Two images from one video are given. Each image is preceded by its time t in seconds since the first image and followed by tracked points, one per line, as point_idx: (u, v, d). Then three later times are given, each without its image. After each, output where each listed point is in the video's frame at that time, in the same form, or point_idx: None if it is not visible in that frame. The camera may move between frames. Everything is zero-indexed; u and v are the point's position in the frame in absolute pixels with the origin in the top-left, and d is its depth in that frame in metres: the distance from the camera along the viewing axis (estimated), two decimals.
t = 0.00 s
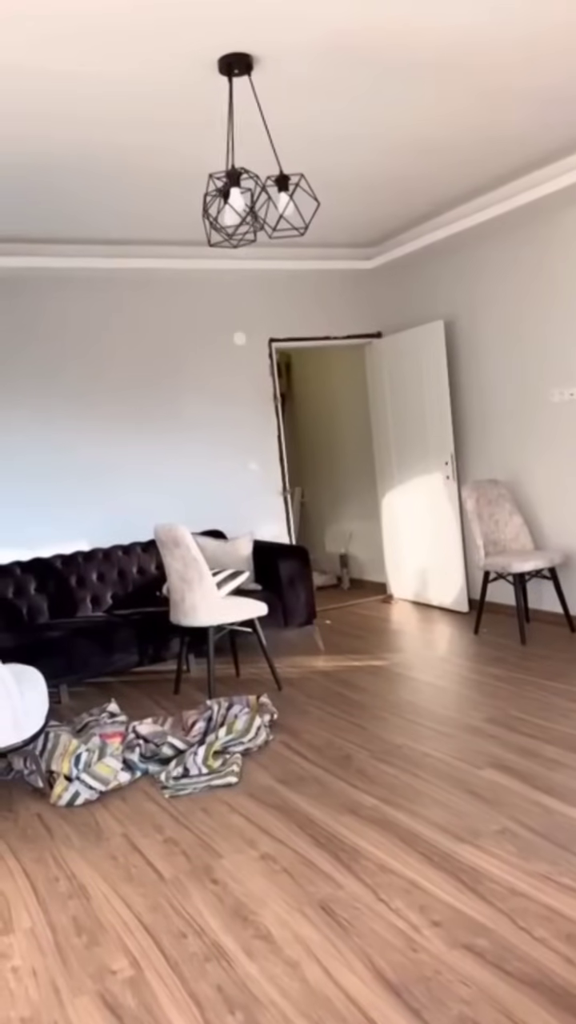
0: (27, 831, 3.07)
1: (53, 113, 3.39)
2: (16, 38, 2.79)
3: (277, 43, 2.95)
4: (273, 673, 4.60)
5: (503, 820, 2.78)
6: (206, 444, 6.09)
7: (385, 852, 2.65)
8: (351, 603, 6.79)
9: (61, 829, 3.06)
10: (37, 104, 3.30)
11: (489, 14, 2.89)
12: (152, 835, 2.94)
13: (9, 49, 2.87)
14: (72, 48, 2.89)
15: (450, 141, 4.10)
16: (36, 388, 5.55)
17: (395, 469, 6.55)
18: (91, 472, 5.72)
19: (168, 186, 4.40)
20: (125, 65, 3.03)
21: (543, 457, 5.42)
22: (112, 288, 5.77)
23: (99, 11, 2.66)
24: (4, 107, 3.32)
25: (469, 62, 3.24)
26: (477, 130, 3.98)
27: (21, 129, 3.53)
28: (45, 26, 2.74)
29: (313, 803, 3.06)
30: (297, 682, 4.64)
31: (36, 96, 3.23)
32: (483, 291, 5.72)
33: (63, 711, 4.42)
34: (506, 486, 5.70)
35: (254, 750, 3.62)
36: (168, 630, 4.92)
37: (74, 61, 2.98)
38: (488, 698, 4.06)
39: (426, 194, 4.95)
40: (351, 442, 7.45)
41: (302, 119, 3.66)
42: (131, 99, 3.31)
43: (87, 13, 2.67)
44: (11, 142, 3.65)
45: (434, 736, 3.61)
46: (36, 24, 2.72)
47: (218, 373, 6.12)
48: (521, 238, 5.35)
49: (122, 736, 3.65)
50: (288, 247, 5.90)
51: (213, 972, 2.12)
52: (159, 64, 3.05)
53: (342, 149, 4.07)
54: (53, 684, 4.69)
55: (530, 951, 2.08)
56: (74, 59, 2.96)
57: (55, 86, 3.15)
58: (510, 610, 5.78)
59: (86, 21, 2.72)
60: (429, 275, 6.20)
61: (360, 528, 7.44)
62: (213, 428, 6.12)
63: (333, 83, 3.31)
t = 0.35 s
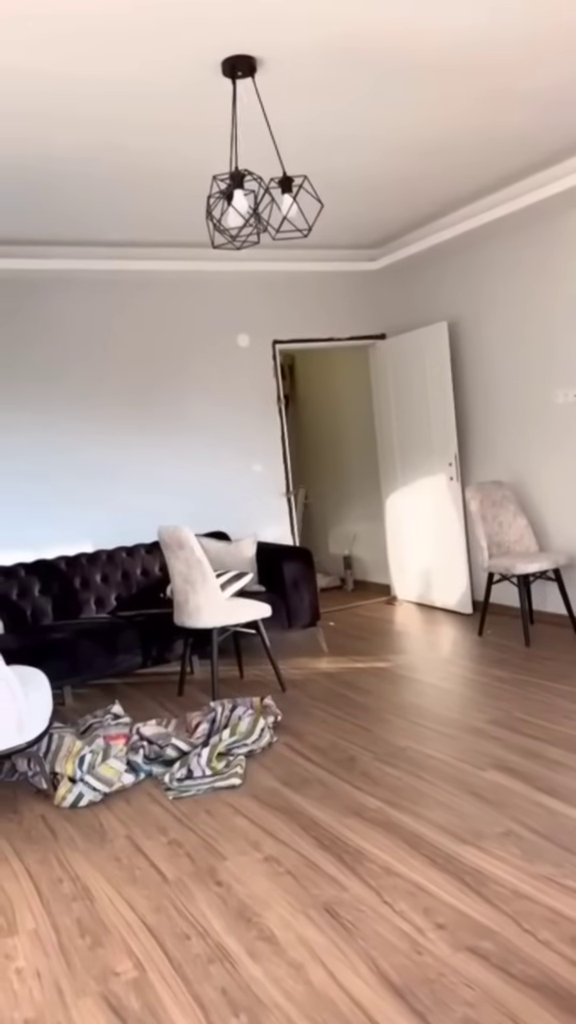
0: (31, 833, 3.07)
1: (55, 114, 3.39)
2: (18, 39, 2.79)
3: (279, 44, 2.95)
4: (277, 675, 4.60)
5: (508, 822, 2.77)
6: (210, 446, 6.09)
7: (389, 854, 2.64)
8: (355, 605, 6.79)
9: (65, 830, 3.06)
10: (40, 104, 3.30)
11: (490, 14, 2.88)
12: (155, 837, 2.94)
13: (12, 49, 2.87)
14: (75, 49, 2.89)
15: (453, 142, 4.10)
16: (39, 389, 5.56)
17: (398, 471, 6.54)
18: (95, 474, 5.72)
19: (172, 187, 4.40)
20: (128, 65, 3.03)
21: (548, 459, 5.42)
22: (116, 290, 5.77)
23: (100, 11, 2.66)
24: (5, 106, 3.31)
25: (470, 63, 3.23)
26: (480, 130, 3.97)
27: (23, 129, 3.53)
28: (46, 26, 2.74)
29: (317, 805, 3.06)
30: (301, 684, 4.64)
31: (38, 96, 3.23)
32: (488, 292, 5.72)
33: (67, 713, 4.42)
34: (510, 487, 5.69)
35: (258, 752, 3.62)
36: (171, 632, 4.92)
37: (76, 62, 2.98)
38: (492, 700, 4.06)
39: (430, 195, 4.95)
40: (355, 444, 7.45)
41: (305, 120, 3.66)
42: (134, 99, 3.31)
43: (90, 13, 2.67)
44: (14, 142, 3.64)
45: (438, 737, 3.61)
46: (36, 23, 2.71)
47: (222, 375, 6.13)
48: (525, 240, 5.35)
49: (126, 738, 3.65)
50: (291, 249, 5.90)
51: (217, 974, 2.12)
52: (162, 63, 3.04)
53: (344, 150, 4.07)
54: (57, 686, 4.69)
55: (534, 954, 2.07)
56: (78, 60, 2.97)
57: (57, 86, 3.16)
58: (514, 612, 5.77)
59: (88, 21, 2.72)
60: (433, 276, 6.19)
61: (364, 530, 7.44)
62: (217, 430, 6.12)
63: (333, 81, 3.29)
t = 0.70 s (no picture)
0: (35, 835, 3.07)
1: (58, 115, 3.39)
2: (23, 41, 2.80)
3: (282, 46, 2.97)
4: (281, 676, 4.60)
5: (512, 823, 2.77)
6: (214, 447, 6.10)
7: (394, 856, 2.64)
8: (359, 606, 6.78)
9: (70, 832, 3.06)
10: (42, 106, 3.31)
11: (490, 13, 2.87)
12: (160, 839, 2.93)
13: (15, 51, 2.88)
14: (79, 51, 2.90)
15: (456, 142, 4.10)
16: (43, 391, 5.56)
17: (402, 472, 6.54)
18: (99, 476, 5.73)
19: (176, 189, 4.41)
20: (130, 66, 3.04)
21: (552, 460, 5.41)
22: (120, 292, 5.78)
23: (102, 12, 2.66)
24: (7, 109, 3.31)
25: (472, 63, 3.23)
26: (483, 131, 3.97)
27: (26, 131, 3.54)
28: (46, 26, 2.74)
29: (321, 807, 3.05)
30: (305, 685, 4.64)
31: (41, 98, 3.24)
32: (494, 293, 5.71)
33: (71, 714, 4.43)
34: (515, 489, 5.69)
35: (262, 753, 3.62)
36: (175, 633, 4.92)
37: (81, 64, 2.99)
38: (496, 701, 4.05)
39: (434, 196, 4.95)
40: (359, 445, 7.44)
41: (308, 121, 3.66)
42: (137, 100, 3.32)
43: (92, 14, 2.68)
44: (17, 144, 3.65)
45: (442, 739, 3.61)
46: (35, 23, 2.71)
47: (226, 376, 6.13)
48: (531, 240, 5.33)
49: (130, 739, 3.65)
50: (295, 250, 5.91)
51: (221, 976, 2.11)
52: (163, 64, 3.04)
53: (348, 150, 4.07)
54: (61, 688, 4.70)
55: (539, 956, 2.07)
56: (81, 62, 2.98)
57: (60, 88, 3.16)
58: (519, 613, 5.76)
59: (90, 21, 2.73)
60: (438, 277, 6.19)
61: (368, 531, 7.43)
62: (221, 431, 6.12)
63: (336, 82, 3.29)
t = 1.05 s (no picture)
0: (41, 837, 3.07)
1: (62, 117, 3.40)
2: (29, 43, 2.82)
3: (284, 49, 2.98)
4: (286, 678, 4.60)
5: (518, 825, 2.76)
6: (218, 448, 6.10)
7: (400, 858, 2.63)
8: (364, 608, 6.77)
9: (75, 834, 3.06)
10: (46, 108, 3.31)
11: (492, 14, 2.87)
12: (166, 840, 2.94)
13: (19, 54, 2.89)
14: (83, 54, 2.91)
15: (461, 143, 4.09)
16: (48, 393, 5.57)
17: (407, 472, 6.54)
18: (104, 477, 5.74)
19: (180, 191, 4.42)
20: (133, 68, 3.04)
21: (558, 461, 5.40)
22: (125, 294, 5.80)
23: (106, 15, 2.67)
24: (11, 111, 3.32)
25: (474, 63, 3.23)
26: (486, 131, 3.97)
27: (30, 134, 3.54)
28: (53, 30, 2.75)
29: (327, 808, 3.05)
30: (310, 687, 4.63)
31: (45, 101, 3.25)
32: (500, 294, 5.69)
33: (77, 716, 4.43)
34: (521, 489, 5.68)
35: (268, 754, 3.62)
36: (181, 634, 4.93)
37: (87, 65, 2.99)
38: (502, 703, 4.04)
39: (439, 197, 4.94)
40: (364, 446, 7.45)
41: (312, 123, 3.67)
42: (140, 102, 3.32)
43: (95, 17, 2.68)
44: (21, 147, 3.66)
45: (448, 741, 3.60)
46: (43, 27, 2.72)
47: (230, 377, 6.14)
48: (538, 241, 5.31)
49: (136, 741, 3.65)
50: (300, 252, 5.92)
51: (227, 978, 2.11)
52: (166, 66, 3.04)
53: (351, 152, 4.07)
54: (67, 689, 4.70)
55: (545, 959, 2.06)
56: (86, 64, 2.98)
57: (64, 91, 3.17)
58: (524, 615, 5.75)
59: (94, 24, 2.73)
60: (444, 277, 6.18)
61: (373, 532, 7.43)
62: (226, 433, 6.13)
63: (339, 83, 3.29)
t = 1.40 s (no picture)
0: (45, 838, 3.07)
1: (65, 118, 3.41)
2: (34, 44, 2.83)
3: (287, 51, 2.99)
4: (290, 679, 4.60)
5: (523, 827, 2.75)
6: (222, 450, 6.11)
7: (405, 861, 2.63)
8: (368, 609, 6.77)
9: (80, 835, 3.06)
10: (49, 110, 3.32)
11: (495, 14, 2.87)
12: (170, 842, 2.93)
13: (23, 54, 2.89)
14: (85, 55, 2.92)
15: (465, 143, 4.09)
16: (52, 395, 5.58)
17: (412, 474, 6.53)
18: (108, 478, 5.75)
19: (184, 192, 4.42)
20: (136, 69, 3.05)
21: (562, 463, 5.39)
22: (129, 295, 5.80)
23: (110, 16, 2.68)
24: (14, 112, 3.33)
25: (480, 63, 3.22)
26: (490, 132, 3.97)
27: (34, 135, 3.55)
28: (58, 31, 2.76)
29: (331, 811, 3.05)
30: (315, 689, 4.63)
31: (48, 102, 3.26)
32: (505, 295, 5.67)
33: (81, 718, 4.43)
34: (525, 491, 5.67)
35: (272, 757, 3.62)
36: (185, 636, 4.93)
37: (91, 67, 3.00)
38: (507, 705, 4.03)
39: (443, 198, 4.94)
40: (368, 447, 7.45)
41: (316, 124, 3.67)
42: (144, 103, 3.33)
43: (98, 17, 2.69)
44: (25, 148, 3.68)
45: (453, 743, 3.59)
46: (48, 28, 2.73)
47: (234, 379, 6.14)
48: (545, 242, 5.29)
49: (140, 743, 3.66)
50: (304, 253, 5.92)
51: (231, 980, 2.11)
52: (169, 67, 3.05)
53: (355, 153, 4.07)
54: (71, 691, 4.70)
55: (551, 961, 2.05)
56: (89, 65, 2.99)
57: (68, 92, 3.18)
58: (529, 616, 5.74)
59: (97, 25, 2.74)
60: (448, 279, 6.18)
61: (377, 534, 7.43)
62: (230, 434, 6.13)
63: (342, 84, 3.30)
